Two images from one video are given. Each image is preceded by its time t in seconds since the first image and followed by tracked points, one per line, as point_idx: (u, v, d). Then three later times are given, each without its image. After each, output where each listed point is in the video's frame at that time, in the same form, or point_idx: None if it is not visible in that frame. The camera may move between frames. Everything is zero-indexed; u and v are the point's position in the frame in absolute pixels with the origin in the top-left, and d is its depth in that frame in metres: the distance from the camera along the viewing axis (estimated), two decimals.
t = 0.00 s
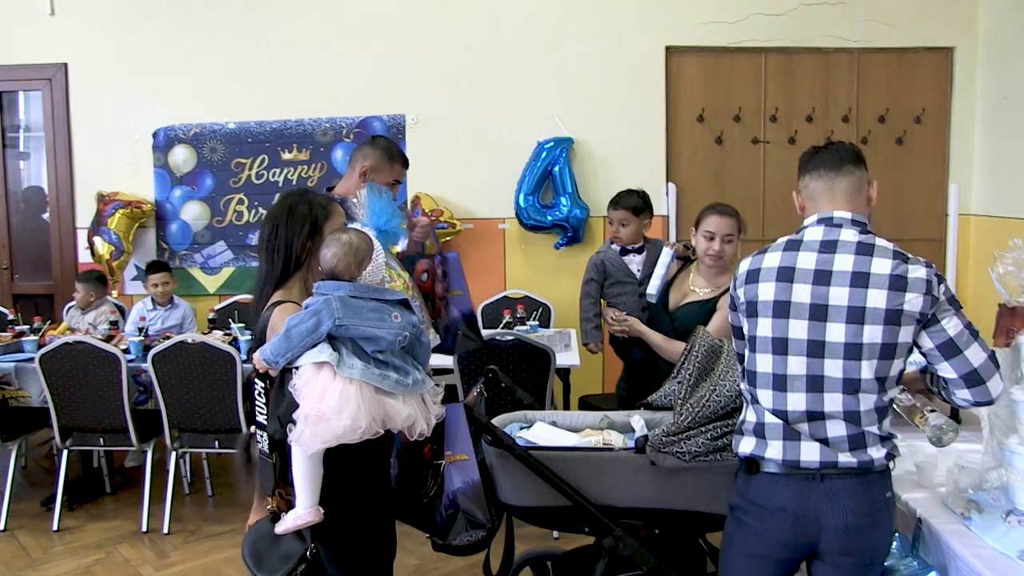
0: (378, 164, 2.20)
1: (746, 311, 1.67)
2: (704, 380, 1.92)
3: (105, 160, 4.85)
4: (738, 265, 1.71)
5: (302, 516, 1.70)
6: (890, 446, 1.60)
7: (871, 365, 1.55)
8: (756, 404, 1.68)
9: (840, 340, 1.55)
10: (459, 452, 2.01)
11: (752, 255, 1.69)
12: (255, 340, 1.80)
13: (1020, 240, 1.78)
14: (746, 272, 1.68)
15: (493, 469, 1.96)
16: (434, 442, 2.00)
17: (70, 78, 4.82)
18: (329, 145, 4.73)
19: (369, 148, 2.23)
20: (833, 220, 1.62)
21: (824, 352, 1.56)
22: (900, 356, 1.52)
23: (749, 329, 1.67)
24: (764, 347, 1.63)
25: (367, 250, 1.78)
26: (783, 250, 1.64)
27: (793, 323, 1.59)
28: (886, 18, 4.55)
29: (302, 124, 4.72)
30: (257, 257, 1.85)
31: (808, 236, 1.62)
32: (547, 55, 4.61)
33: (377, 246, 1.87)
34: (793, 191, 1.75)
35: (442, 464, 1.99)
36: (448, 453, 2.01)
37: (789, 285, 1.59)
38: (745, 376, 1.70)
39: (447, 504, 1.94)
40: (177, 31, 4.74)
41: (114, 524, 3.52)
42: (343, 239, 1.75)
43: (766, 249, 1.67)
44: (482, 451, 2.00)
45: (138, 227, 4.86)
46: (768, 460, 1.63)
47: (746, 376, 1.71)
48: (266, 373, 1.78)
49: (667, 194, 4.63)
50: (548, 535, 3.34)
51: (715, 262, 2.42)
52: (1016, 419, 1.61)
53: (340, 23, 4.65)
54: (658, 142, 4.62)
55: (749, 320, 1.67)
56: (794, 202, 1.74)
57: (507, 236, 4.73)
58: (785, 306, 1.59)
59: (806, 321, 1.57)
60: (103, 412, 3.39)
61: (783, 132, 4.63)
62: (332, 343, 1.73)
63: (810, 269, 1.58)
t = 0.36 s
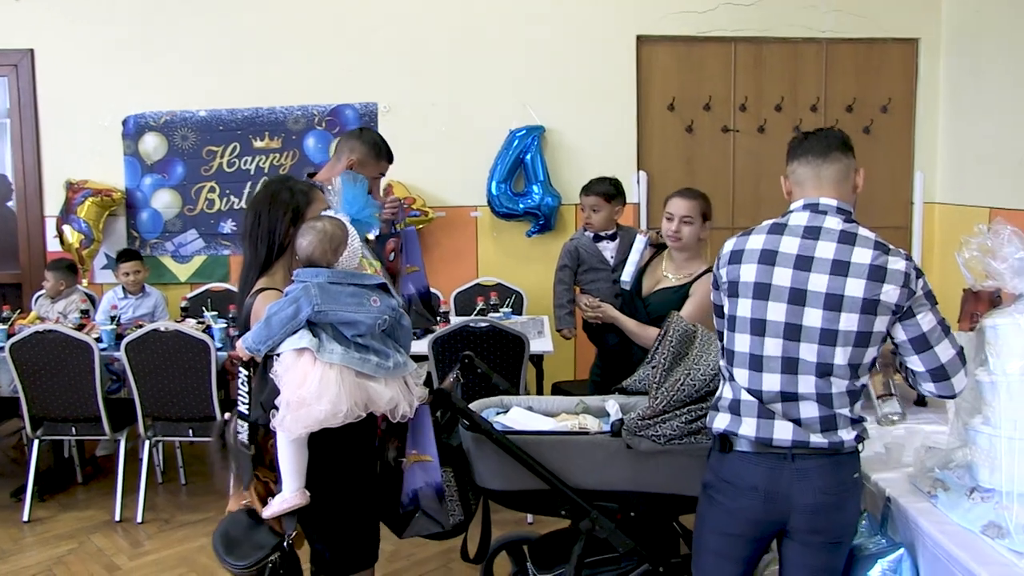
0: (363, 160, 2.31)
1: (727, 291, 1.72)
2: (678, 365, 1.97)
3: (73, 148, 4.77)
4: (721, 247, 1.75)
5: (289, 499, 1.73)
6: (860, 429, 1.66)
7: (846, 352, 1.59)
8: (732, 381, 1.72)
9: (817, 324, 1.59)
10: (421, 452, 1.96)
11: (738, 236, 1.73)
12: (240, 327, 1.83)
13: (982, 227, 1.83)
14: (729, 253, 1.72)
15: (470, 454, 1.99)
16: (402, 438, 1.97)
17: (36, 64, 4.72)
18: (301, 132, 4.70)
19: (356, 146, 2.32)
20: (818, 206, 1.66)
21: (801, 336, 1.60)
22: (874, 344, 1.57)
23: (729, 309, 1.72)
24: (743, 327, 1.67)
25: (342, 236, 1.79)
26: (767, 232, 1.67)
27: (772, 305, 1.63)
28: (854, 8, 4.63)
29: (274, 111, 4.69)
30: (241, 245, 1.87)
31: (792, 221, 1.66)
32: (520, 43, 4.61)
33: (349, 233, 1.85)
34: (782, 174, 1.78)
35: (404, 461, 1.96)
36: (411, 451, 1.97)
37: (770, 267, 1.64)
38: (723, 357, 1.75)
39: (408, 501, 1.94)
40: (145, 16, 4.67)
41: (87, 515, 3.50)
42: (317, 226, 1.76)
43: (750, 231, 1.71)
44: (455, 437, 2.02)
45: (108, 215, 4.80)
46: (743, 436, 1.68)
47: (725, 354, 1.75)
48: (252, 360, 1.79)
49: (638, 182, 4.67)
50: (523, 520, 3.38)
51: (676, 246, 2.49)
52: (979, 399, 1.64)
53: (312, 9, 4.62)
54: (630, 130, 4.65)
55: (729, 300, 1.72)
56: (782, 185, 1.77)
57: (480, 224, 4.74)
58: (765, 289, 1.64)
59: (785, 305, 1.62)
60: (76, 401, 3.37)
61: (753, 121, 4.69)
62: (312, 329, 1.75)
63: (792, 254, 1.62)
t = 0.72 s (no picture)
0: (335, 154, 2.24)
1: (721, 291, 1.76)
2: (658, 371, 1.97)
3: (48, 154, 4.72)
4: (716, 251, 1.80)
5: (268, 507, 1.73)
6: (840, 438, 1.68)
7: (835, 355, 1.63)
8: (718, 378, 1.74)
9: (808, 325, 1.62)
10: (403, 458, 1.97)
11: (734, 240, 1.78)
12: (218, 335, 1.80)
13: (956, 235, 1.87)
14: (725, 254, 1.77)
15: (449, 463, 1.98)
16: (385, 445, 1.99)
17: (10, 68, 4.67)
18: (279, 140, 4.68)
19: (328, 142, 2.25)
20: (813, 214, 1.71)
21: (790, 335, 1.63)
22: (861, 348, 1.61)
23: (721, 309, 1.75)
24: (733, 325, 1.70)
25: (328, 243, 1.80)
26: (762, 235, 1.72)
27: (764, 304, 1.66)
28: (828, 20, 4.69)
29: (252, 118, 4.67)
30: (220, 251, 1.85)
31: (788, 226, 1.70)
32: (499, 52, 4.63)
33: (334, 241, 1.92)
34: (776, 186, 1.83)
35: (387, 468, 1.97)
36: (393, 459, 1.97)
37: (765, 268, 1.68)
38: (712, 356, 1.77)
39: (390, 507, 1.94)
40: (122, 22, 4.63)
41: (59, 526, 3.44)
42: (305, 233, 1.77)
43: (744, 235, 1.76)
44: (435, 445, 2.02)
45: (83, 221, 4.74)
46: (720, 430, 1.68)
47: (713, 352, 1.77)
48: (226, 368, 1.76)
49: (616, 191, 4.69)
50: (501, 529, 3.37)
51: (651, 252, 2.50)
52: (954, 406, 1.66)
53: (291, 16, 4.60)
54: (609, 139, 4.68)
55: (722, 298, 1.75)
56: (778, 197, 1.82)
57: (459, 231, 4.74)
58: (758, 288, 1.67)
59: (777, 305, 1.65)
60: (49, 409, 3.32)
61: (729, 130, 4.73)
62: (296, 336, 1.74)
63: (787, 257, 1.66)
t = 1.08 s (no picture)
0: (307, 166, 2.20)
1: (712, 301, 1.80)
2: (641, 386, 1.97)
3: (26, 175, 4.68)
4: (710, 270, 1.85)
5: (252, 527, 1.71)
6: (822, 450, 1.68)
7: (820, 363, 1.64)
8: (705, 380, 1.75)
9: (794, 330, 1.65)
10: (397, 465, 2.02)
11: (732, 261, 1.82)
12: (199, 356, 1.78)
13: (934, 245, 1.89)
14: (718, 269, 1.82)
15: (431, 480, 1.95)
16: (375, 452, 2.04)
17: None
18: (259, 159, 4.67)
19: (299, 155, 2.22)
20: (803, 237, 1.75)
21: (776, 339, 1.66)
22: (846, 357, 1.62)
23: (710, 318, 1.78)
24: (721, 331, 1.73)
25: (307, 261, 1.79)
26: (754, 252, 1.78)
27: (752, 310, 1.69)
28: (804, 34, 4.75)
29: (233, 137, 4.66)
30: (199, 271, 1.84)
31: (777, 245, 1.76)
32: (478, 69, 4.65)
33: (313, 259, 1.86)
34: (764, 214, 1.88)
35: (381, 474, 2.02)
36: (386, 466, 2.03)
37: (754, 276, 1.72)
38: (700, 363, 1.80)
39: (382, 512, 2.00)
40: (99, 44, 4.61)
41: (40, 551, 3.39)
42: (282, 251, 1.76)
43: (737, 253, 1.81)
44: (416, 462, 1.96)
45: (63, 243, 4.71)
46: (701, 432, 1.70)
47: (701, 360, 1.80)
48: (206, 389, 1.73)
49: (597, 206, 4.72)
50: (487, 546, 3.36)
51: (632, 266, 2.52)
52: (933, 415, 1.68)
53: (270, 35, 4.61)
54: (589, 154, 4.70)
55: (712, 308, 1.79)
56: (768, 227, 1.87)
57: (441, 248, 4.74)
58: (746, 295, 1.71)
59: (764, 310, 1.68)
60: (28, 433, 3.28)
61: (709, 144, 4.77)
62: (276, 353, 1.74)
63: (775, 268, 1.71)
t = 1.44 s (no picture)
0: (300, 162, 2.17)
1: (711, 306, 1.82)
2: (636, 387, 1.97)
3: (21, 172, 4.67)
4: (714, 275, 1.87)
5: (243, 524, 1.70)
6: (816, 453, 1.67)
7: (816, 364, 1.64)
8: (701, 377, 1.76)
9: (789, 330, 1.66)
10: (410, 448, 1.98)
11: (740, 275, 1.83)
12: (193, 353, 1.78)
13: (929, 248, 1.90)
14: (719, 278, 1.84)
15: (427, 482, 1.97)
16: (388, 438, 1.98)
17: None
18: (255, 157, 4.66)
19: (293, 151, 2.19)
20: (803, 251, 1.75)
21: (772, 338, 1.66)
22: (840, 359, 1.62)
23: (708, 322, 1.80)
24: (718, 331, 1.75)
25: (301, 259, 1.77)
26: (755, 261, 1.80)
27: (749, 311, 1.71)
28: (801, 36, 4.76)
29: (228, 135, 4.65)
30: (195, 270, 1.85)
31: (776, 256, 1.77)
32: (475, 68, 4.65)
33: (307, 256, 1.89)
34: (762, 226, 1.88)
35: (396, 459, 1.97)
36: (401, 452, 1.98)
37: (752, 279, 1.75)
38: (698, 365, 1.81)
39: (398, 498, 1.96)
40: (94, 40, 4.60)
41: (33, 549, 3.38)
42: (277, 249, 1.75)
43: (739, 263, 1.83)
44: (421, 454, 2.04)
45: (57, 240, 4.69)
46: (697, 430, 1.71)
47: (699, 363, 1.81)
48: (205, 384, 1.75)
49: (593, 206, 4.72)
50: (482, 545, 3.35)
51: (625, 266, 2.52)
52: (928, 417, 1.68)
53: (266, 33, 4.60)
54: (585, 154, 4.70)
55: (710, 311, 1.81)
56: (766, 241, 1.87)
57: (437, 248, 4.74)
58: (743, 298, 1.73)
59: (761, 311, 1.69)
60: (21, 430, 3.27)
61: (705, 145, 4.77)
62: (270, 351, 1.73)
63: (772, 275, 1.73)
